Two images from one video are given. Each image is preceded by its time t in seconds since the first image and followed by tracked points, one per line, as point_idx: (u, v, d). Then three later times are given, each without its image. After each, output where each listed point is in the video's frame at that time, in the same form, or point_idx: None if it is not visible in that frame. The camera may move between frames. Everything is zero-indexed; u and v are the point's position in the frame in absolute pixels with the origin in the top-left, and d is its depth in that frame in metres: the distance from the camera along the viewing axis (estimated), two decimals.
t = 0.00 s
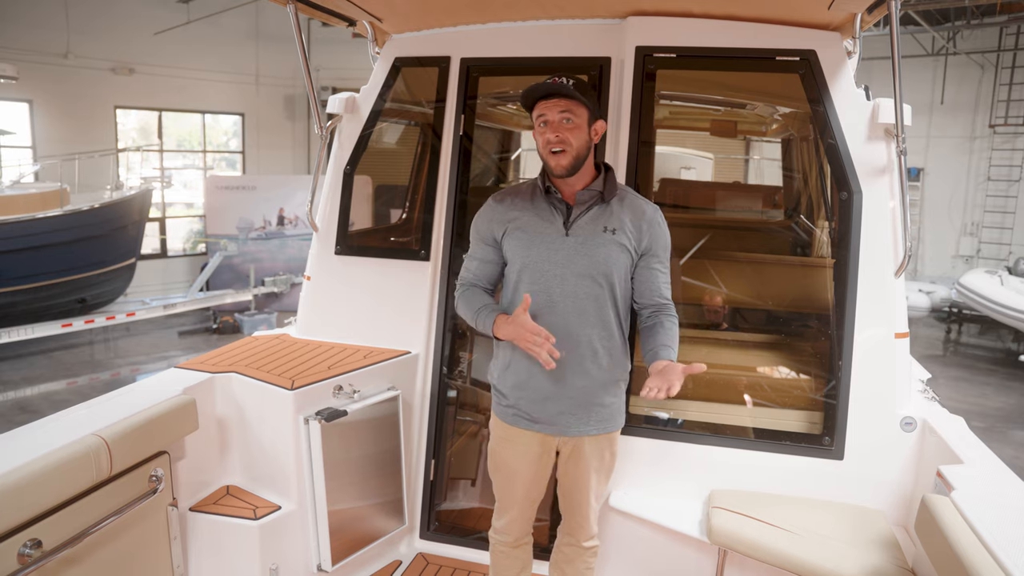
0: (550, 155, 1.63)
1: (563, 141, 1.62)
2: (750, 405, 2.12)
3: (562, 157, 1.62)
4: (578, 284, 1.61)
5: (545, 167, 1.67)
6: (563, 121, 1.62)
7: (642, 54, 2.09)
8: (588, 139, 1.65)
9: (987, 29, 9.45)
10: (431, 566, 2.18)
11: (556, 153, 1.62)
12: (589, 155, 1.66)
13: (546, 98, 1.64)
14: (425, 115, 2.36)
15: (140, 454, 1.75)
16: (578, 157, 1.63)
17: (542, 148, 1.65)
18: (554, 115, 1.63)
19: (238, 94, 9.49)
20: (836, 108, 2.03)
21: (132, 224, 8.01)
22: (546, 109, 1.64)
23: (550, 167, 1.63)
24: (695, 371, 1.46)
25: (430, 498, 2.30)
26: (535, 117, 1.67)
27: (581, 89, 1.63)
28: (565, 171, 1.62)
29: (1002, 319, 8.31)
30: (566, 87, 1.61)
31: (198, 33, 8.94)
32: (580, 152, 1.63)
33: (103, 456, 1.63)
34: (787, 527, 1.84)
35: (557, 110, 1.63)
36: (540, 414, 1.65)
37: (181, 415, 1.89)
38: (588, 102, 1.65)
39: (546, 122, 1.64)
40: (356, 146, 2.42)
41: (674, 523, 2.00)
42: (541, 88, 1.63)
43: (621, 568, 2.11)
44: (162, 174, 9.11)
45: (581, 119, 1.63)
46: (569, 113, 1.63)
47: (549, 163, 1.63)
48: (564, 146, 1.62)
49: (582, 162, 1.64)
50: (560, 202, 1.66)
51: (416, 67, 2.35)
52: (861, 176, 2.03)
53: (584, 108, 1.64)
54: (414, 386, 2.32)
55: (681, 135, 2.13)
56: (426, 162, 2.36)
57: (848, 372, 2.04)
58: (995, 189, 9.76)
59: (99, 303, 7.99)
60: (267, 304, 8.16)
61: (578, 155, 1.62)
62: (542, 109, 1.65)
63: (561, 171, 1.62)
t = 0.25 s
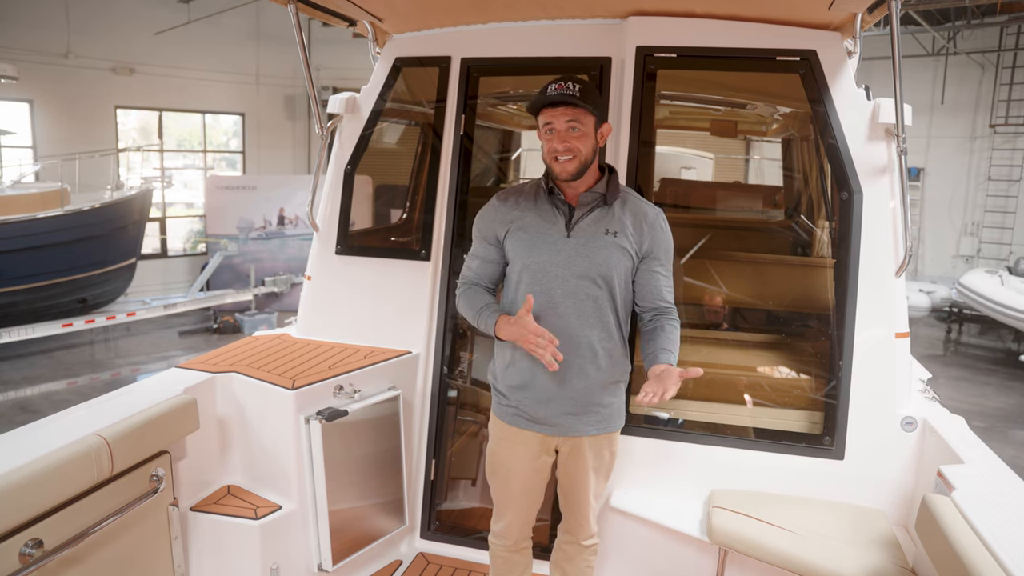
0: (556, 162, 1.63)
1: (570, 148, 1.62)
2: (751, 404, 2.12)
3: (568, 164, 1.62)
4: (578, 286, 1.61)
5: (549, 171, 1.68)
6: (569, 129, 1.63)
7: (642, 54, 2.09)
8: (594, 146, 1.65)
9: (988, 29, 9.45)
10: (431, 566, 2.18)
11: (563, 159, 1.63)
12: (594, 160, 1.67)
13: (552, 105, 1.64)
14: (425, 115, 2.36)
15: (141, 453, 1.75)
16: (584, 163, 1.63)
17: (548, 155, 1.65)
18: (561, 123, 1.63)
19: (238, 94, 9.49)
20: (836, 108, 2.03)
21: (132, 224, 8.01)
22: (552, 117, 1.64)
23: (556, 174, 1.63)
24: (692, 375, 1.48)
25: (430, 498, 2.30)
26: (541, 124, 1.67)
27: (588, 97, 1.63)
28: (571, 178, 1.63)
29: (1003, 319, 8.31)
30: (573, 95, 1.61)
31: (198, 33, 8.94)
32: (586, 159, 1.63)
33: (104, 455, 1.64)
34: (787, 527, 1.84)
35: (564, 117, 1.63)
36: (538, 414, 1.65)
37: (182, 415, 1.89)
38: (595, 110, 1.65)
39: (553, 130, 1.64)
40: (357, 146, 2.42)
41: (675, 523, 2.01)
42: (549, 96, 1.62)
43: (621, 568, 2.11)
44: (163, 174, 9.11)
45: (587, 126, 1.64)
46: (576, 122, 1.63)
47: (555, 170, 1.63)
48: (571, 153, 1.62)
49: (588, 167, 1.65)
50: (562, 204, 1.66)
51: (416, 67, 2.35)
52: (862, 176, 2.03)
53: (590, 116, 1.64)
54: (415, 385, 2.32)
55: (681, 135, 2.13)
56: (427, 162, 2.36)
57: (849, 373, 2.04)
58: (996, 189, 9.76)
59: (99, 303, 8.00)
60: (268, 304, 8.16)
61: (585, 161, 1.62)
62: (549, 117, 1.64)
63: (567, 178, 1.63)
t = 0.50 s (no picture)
0: (561, 150, 1.61)
1: (576, 136, 1.60)
2: (751, 404, 2.12)
3: (573, 151, 1.60)
4: (579, 287, 1.61)
5: (552, 164, 1.65)
6: (576, 116, 1.62)
7: (643, 54, 2.09)
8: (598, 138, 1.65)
9: (989, 29, 9.45)
10: (432, 566, 2.17)
11: (568, 148, 1.60)
12: (597, 157, 1.66)
13: (559, 94, 1.65)
14: (427, 115, 2.36)
15: (141, 453, 1.75)
16: (589, 153, 1.61)
17: (552, 146, 1.63)
18: (567, 110, 1.63)
19: (238, 94, 9.50)
20: (837, 107, 2.03)
21: (133, 224, 8.01)
22: (559, 104, 1.64)
23: (561, 164, 1.61)
24: (686, 380, 1.45)
25: (431, 498, 2.30)
26: (546, 115, 1.67)
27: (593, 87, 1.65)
28: (576, 167, 1.60)
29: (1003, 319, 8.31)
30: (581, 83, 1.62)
31: (199, 33, 8.94)
32: (591, 148, 1.61)
33: (105, 455, 1.64)
34: (788, 526, 1.84)
35: (571, 105, 1.63)
36: (538, 414, 1.65)
37: (182, 414, 1.89)
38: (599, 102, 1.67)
39: (559, 118, 1.64)
40: (359, 146, 2.42)
41: (675, 522, 2.01)
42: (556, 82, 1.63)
43: (621, 567, 2.11)
44: (163, 174, 9.11)
45: (592, 116, 1.64)
46: (583, 110, 1.63)
47: (560, 158, 1.61)
48: (577, 141, 1.60)
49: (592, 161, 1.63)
50: (564, 203, 1.66)
51: (417, 67, 2.36)
52: (863, 175, 2.03)
53: (595, 108, 1.65)
54: (416, 385, 2.32)
55: (682, 134, 2.14)
56: (427, 162, 2.36)
57: (850, 372, 2.04)
58: (996, 189, 9.76)
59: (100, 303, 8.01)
60: (268, 304, 8.15)
61: (590, 150, 1.60)
62: (554, 105, 1.65)
63: (572, 166, 1.60)
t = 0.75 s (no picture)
0: (549, 144, 1.62)
1: (565, 132, 1.61)
2: (752, 404, 2.12)
3: (559, 147, 1.61)
4: (575, 281, 1.61)
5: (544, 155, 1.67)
6: (572, 112, 1.63)
7: (642, 54, 2.09)
8: (592, 136, 1.65)
9: (989, 29, 9.45)
10: (432, 565, 2.18)
11: (556, 143, 1.62)
12: (590, 154, 1.66)
13: (560, 87, 1.65)
14: (427, 114, 2.37)
15: (142, 452, 1.76)
16: (575, 152, 1.62)
17: (543, 137, 1.64)
18: (565, 104, 1.63)
19: (238, 94, 9.50)
20: (837, 107, 2.03)
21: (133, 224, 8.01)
22: (558, 97, 1.64)
23: (547, 157, 1.63)
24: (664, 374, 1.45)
25: (431, 497, 2.30)
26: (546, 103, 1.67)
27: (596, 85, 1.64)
28: (561, 163, 1.61)
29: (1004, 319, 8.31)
30: (582, 79, 1.62)
31: (199, 33, 8.95)
32: (579, 147, 1.62)
33: (105, 454, 1.64)
34: (788, 525, 1.84)
35: (569, 99, 1.63)
36: (537, 410, 1.64)
37: (182, 413, 1.90)
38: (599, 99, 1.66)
39: (556, 110, 1.64)
40: (359, 145, 2.42)
41: (675, 521, 2.01)
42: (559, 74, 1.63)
43: (621, 567, 2.11)
44: (164, 174, 9.11)
45: (589, 114, 1.64)
46: (579, 107, 1.63)
47: (546, 151, 1.63)
48: (564, 138, 1.61)
49: (580, 158, 1.63)
50: (558, 198, 1.65)
51: (417, 67, 2.36)
52: (862, 174, 2.03)
53: (594, 105, 1.65)
54: (416, 385, 2.32)
55: (683, 134, 2.15)
56: (428, 161, 2.36)
57: (849, 372, 2.04)
58: (997, 189, 9.76)
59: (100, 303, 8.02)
60: (269, 304, 8.15)
61: (576, 148, 1.61)
62: (554, 96, 1.65)
63: (556, 162, 1.62)
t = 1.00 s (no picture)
0: (545, 151, 1.62)
1: (560, 139, 1.61)
2: (752, 404, 2.12)
3: (556, 154, 1.61)
4: (571, 283, 1.61)
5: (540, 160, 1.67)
6: (564, 117, 1.62)
7: (642, 54, 2.10)
8: (587, 138, 1.65)
9: (989, 29, 9.44)
10: (431, 564, 2.18)
11: (552, 150, 1.62)
12: (586, 155, 1.66)
13: (549, 93, 1.64)
14: (427, 114, 2.37)
15: (142, 451, 1.76)
16: (573, 155, 1.62)
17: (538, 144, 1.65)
18: (556, 111, 1.63)
19: (238, 94, 9.50)
20: (835, 107, 2.03)
21: (133, 224, 8.02)
22: (548, 104, 1.63)
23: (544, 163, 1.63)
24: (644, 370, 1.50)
25: (430, 496, 2.31)
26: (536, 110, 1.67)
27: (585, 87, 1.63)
28: (558, 168, 1.62)
29: (1004, 319, 8.31)
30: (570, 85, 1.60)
31: (200, 33, 8.95)
32: (575, 151, 1.62)
33: (106, 453, 1.64)
34: (788, 525, 1.84)
35: (559, 105, 1.62)
36: (530, 411, 1.65)
37: (183, 412, 1.90)
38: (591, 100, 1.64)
39: (547, 117, 1.64)
40: (359, 146, 2.42)
41: (674, 520, 2.01)
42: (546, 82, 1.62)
43: (620, 566, 2.11)
44: (164, 174, 9.12)
45: (581, 117, 1.63)
46: (571, 111, 1.63)
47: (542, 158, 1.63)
48: (561, 144, 1.62)
49: (578, 161, 1.64)
50: (555, 199, 1.65)
51: (417, 67, 2.36)
52: (860, 175, 2.03)
53: (585, 107, 1.64)
54: (415, 384, 2.32)
55: (683, 134, 2.15)
56: (428, 161, 2.37)
57: (847, 372, 2.05)
58: (997, 189, 9.76)
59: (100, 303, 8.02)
60: (269, 304, 8.15)
61: (573, 153, 1.61)
62: (544, 103, 1.64)
63: (553, 168, 1.62)
